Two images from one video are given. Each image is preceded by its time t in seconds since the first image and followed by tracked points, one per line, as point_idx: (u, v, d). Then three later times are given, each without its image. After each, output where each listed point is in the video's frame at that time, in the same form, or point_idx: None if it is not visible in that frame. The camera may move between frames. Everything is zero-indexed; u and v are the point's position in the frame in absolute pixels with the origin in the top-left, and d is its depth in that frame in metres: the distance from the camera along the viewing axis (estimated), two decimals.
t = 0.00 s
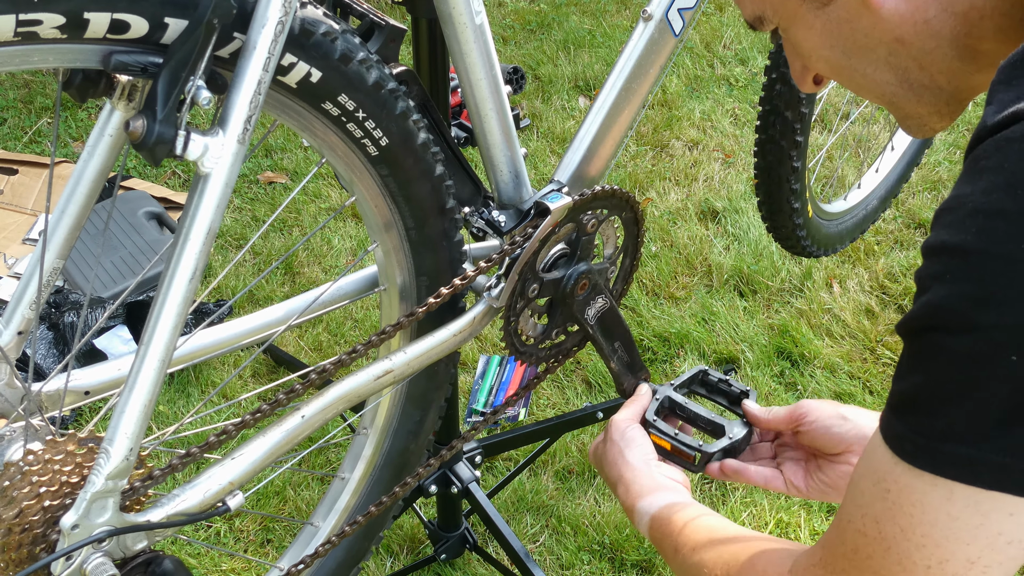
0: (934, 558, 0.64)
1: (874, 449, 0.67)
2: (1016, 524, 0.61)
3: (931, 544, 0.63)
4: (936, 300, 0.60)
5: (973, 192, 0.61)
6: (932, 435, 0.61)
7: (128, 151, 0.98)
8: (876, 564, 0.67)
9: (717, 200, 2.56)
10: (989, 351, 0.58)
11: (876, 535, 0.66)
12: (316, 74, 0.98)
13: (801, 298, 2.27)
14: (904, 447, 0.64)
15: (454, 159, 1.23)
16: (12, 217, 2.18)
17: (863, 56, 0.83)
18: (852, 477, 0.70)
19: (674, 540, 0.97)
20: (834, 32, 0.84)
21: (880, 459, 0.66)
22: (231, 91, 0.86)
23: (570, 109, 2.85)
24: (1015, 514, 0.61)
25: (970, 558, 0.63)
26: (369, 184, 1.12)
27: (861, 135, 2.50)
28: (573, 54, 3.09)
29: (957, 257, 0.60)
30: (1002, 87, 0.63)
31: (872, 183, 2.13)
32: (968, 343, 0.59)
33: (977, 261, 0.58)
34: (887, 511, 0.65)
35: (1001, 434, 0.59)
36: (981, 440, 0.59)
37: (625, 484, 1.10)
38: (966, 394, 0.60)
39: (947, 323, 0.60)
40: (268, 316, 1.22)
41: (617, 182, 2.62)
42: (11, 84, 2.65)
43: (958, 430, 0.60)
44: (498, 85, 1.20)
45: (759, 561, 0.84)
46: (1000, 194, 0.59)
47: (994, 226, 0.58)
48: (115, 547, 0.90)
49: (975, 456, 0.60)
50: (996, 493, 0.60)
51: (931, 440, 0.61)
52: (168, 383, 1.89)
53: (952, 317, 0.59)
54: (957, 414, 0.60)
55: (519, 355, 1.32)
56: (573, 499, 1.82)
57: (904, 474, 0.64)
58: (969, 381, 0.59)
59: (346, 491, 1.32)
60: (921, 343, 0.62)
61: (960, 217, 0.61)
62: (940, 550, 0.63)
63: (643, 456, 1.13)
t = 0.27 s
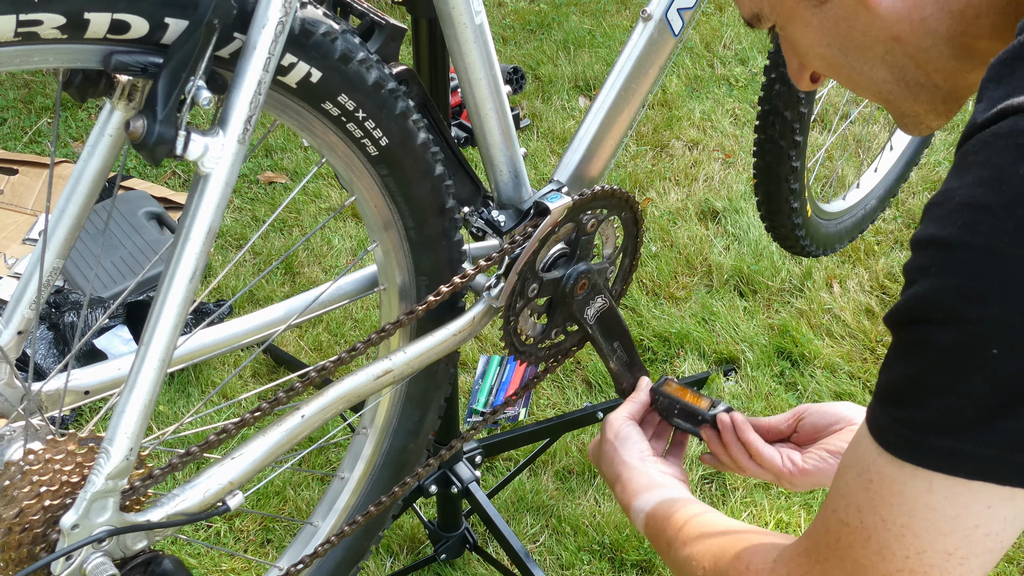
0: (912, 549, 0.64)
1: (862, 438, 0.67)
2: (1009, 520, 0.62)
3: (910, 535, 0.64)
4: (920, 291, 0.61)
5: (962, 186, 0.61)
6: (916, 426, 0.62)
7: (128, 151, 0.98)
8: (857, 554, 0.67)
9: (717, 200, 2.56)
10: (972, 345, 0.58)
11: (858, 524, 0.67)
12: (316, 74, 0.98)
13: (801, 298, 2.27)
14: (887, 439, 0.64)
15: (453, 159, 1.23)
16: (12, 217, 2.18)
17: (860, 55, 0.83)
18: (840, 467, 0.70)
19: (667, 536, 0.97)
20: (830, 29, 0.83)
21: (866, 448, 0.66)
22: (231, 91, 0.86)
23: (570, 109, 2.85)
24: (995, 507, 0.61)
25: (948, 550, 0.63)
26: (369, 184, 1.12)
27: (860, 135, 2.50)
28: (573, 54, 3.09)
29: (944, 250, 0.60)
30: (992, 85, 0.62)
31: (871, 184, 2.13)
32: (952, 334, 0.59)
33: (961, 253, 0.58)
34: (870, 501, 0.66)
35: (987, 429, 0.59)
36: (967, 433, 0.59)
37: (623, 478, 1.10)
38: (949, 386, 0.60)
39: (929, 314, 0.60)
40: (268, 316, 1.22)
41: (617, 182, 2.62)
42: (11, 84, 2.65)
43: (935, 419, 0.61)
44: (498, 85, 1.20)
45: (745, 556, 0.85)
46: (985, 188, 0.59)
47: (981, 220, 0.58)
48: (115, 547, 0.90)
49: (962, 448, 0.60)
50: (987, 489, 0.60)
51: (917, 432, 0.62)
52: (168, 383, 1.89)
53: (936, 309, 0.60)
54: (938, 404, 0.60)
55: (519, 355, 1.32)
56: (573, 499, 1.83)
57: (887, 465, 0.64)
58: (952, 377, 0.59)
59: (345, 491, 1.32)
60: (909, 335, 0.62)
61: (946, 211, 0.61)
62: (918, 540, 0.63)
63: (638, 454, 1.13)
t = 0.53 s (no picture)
0: (930, 552, 0.64)
1: (873, 442, 0.67)
2: (1011, 516, 0.61)
3: (928, 537, 0.63)
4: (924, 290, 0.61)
5: (964, 183, 0.60)
6: (921, 427, 0.62)
7: (127, 150, 0.98)
8: (874, 560, 0.67)
9: (717, 200, 2.56)
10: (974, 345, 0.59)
11: (875, 530, 0.66)
12: (315, 73, 0.98)
13: (801, 298, 2.27)
14: (898, 440, 0.64)
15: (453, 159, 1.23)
16: (12, 217, 2.18)
17: (860, 49, 0.83)
18: (852, 474, 0.70)
19: (681, 540, 0.97)
20: (832, 25, 0.84)
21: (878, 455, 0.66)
22: (230, 91, 0.86)
23: (570, 109, 2.85)
24: (1012, 506, 0.61)
25: (967, 551, 0.63)
26: (368, 184, 1.12)
27: (860, 135, 2.50)
28: (573, 54, 3.09)
29: (947, 247, 0.60)
30: (993, 78, 0.62)
31: (871, 184, 2.13)
32: (954, 334, 0.59)
33: (965, 252, 0.59)
34: (886, 505, 0.66)
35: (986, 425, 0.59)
36: (965, 430, 0.60)
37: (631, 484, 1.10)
38: (954, 385, 0.60)
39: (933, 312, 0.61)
40: (267, 315, 1.22)
41: (617, 182, 2.62)
42: (11, 84, 2.65)
43: (942, 421, 0.61)
44: (497, 84, 1.20)
45: (761, 560, 0.86)
46: (988, 184, 0.59)
47: (983, 216, 0.59)
48: (114, 546, 0.90)
49: (967, 446, 0.60)
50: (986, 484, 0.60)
51: (925, 433, 0.62)
52: (168, 383, 1.89)
53: (942, 307, 0.60)
54: (945, 406, 0.60)
55: (519, 355, 1.32)
56: (573, 499, 1.82)
57: (901, 467, 0.64)
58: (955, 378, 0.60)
59: (345, 490, 1.32)
60: (911, 336, 0.63)
61: (950, 208, 0.61)
62: (937, 543, 0.63)
63: (645, 460, 1.13)
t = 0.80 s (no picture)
0: (924, 541, 0.64)
1: (867, 432, 0.67)
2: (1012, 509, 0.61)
3: (921, 527, 0.63)
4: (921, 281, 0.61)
5: (961, 174, 0.61)
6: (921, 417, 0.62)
7: (128, 151, 0.98)
8: (867, 549, 0.67)
9: (717, 200, 2.56)
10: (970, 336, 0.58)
11: (868, 519, 0.66)
12: (315, 73, 0.98)
13: (801, 298, 2.27)
14: (894, 430, 0.64)
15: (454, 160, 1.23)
16: (12, 217, 2.18)
17: (861, 43, 0.83)
18: (845, 463, 0.70)
19: (667, 549, 0.97)
20: (832, 18, 0.84)
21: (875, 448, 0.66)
22: (231, 91, 0.86)
23: (570, 109, 2.85)
24: (1004, 494, 0.61)
25: (960, 539, 0.63)
26: (369, 184, 1.12)
27: (860, 135, 2.50)
28: (573, 54, 3.09)
29: (949, 237, 0.60)
30: (989, 74, 0.63)
31: (872, 184, 2.13)
32: (950, 324, 0.59)
33: (966, 241, 0.58)
34: (878, 494, 0.65)
35: (984, 417, 0.59)
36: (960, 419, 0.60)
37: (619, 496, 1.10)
38: (949, 373, 0.60)
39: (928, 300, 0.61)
40: (268, 316, 1.22)
41: (617, 182, 2.62)
42: (11, 84, 2.65)
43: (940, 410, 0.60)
44: (498, 85, 1.20)
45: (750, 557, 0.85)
46: (985, 176, 0.59)
47: (982, 207, 0.59)
48: (114, 547, 0.90)
49: (964, 435, 0.60)
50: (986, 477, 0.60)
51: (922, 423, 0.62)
52: (168, 383, 1.89)
53: (942, 297, 0.60)
54: (942, 394, 0.60)
55: (519, 355, 1.32)
56: (573, 499, 1.82)
57: (896, 457, 0.64)
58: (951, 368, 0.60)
59: (346, 491, 1.32)
60: (909, 327, 0.63)
61: (948, 199, 0.61)
62: (930, 531, 0.63)
63: (634, 473, 1.13)
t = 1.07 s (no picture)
0: (906, 534, 0.64)
1: (856, 425, 0.67)
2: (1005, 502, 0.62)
3: (905, 521, 0.64)
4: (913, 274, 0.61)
5: (956, 167, 0.61)
6: (906, 406, 0.62)
7: (127, 151, 0.98)
8: (848, 541, 0.67)
9: (717, 200, 2.56)
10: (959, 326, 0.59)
11: (852, 510, 0.67)
12: (315, 73, 0.98)
13: (801, 298, 2.27)
14: (881, 421, 0.64)
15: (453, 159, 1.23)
16: (12, 217, 2.18)
17: (860, 38, 0.83)
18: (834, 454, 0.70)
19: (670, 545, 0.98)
20: (832, 14, 0.85)
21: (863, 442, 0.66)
22: (230, 91, 0.86)
23: (570, 109, 2.85)
24: (988, 490, 0.61)
25: (941, 534, 0.63)
26: (368, 184, 1.12)
27: (860, 135, 2.50)
28: (573, 54, 3.09)
29: (941, 230, 0.60)
30: (987, 69, 0.62)
31: (870, 183, 2.13)
32: (943, 315, 0.59)
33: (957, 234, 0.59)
34: (863, 487, 0.66)
35: (975, 410, 0.59)
36: (950, 411, 0.60)
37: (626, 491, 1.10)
38: (939, 365, 0.60)
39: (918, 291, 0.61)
40: (267, 315, 1.22)
41: (617, 182, 2.62)
42: (11, 84, 2.65)
43: (930, 400, 0.60)
44: (497, 84, 1.20)
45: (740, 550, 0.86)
46: (979, 168, 0.59)
47: (974, 199, 0.59)
48: (114, 547, 0.90)
49: (948, 428, 0.60)
50: (978, 471, 0.60)
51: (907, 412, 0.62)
52: (168, 383, 1.89)
53: (930, 290, 0.60)
54: (930, 385, 0.60)
55: (519, 355, 1.32)
56: (573, 499, 1.82)
57: (882, 449, 0.64)
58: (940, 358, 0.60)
59: (345, 490, 1.32)
60: (900, 316, 0.63)
61: (942, 192, 0.61)
62: (912, 525, 0.63)
63: (641, 469, 1.13)
